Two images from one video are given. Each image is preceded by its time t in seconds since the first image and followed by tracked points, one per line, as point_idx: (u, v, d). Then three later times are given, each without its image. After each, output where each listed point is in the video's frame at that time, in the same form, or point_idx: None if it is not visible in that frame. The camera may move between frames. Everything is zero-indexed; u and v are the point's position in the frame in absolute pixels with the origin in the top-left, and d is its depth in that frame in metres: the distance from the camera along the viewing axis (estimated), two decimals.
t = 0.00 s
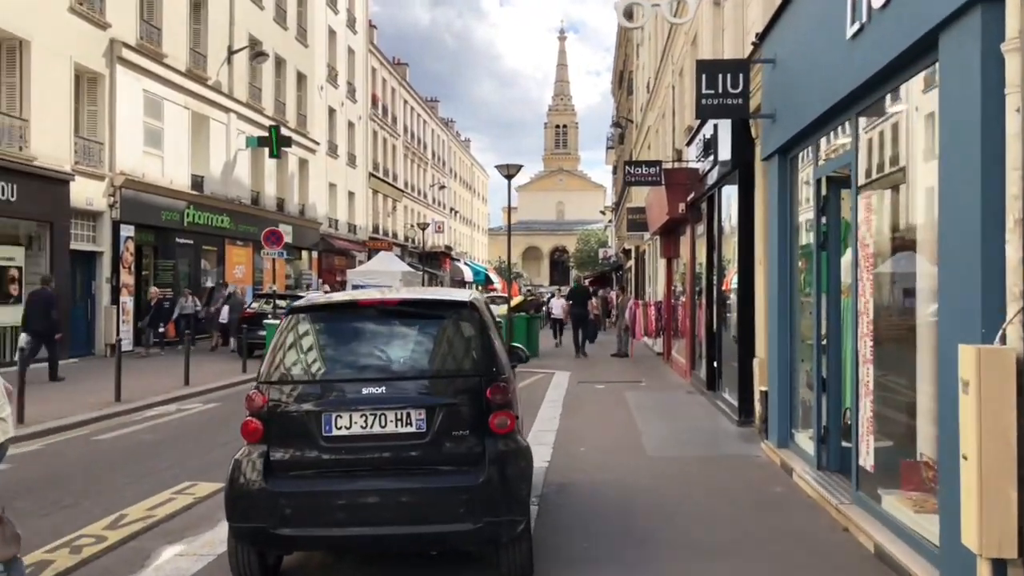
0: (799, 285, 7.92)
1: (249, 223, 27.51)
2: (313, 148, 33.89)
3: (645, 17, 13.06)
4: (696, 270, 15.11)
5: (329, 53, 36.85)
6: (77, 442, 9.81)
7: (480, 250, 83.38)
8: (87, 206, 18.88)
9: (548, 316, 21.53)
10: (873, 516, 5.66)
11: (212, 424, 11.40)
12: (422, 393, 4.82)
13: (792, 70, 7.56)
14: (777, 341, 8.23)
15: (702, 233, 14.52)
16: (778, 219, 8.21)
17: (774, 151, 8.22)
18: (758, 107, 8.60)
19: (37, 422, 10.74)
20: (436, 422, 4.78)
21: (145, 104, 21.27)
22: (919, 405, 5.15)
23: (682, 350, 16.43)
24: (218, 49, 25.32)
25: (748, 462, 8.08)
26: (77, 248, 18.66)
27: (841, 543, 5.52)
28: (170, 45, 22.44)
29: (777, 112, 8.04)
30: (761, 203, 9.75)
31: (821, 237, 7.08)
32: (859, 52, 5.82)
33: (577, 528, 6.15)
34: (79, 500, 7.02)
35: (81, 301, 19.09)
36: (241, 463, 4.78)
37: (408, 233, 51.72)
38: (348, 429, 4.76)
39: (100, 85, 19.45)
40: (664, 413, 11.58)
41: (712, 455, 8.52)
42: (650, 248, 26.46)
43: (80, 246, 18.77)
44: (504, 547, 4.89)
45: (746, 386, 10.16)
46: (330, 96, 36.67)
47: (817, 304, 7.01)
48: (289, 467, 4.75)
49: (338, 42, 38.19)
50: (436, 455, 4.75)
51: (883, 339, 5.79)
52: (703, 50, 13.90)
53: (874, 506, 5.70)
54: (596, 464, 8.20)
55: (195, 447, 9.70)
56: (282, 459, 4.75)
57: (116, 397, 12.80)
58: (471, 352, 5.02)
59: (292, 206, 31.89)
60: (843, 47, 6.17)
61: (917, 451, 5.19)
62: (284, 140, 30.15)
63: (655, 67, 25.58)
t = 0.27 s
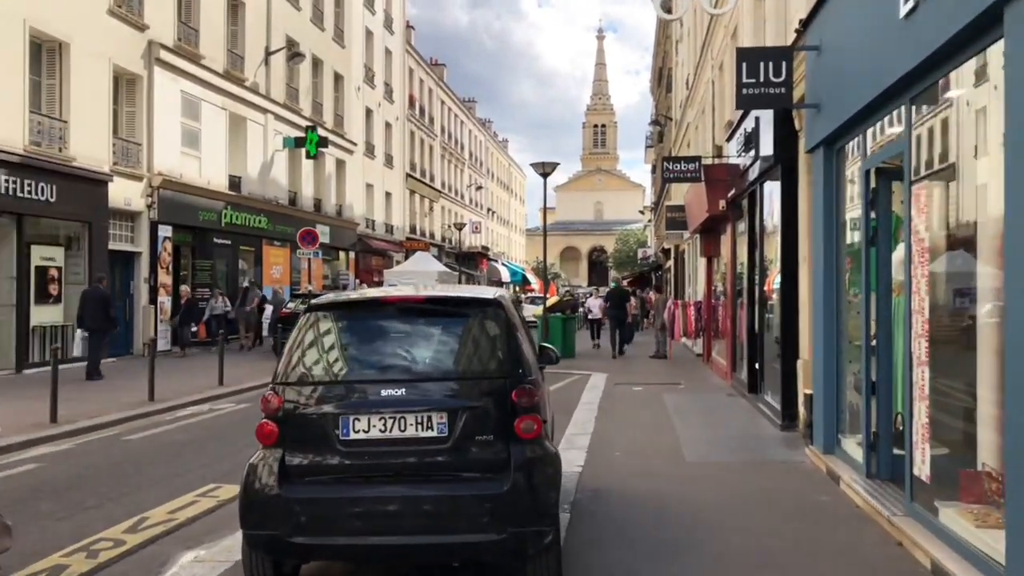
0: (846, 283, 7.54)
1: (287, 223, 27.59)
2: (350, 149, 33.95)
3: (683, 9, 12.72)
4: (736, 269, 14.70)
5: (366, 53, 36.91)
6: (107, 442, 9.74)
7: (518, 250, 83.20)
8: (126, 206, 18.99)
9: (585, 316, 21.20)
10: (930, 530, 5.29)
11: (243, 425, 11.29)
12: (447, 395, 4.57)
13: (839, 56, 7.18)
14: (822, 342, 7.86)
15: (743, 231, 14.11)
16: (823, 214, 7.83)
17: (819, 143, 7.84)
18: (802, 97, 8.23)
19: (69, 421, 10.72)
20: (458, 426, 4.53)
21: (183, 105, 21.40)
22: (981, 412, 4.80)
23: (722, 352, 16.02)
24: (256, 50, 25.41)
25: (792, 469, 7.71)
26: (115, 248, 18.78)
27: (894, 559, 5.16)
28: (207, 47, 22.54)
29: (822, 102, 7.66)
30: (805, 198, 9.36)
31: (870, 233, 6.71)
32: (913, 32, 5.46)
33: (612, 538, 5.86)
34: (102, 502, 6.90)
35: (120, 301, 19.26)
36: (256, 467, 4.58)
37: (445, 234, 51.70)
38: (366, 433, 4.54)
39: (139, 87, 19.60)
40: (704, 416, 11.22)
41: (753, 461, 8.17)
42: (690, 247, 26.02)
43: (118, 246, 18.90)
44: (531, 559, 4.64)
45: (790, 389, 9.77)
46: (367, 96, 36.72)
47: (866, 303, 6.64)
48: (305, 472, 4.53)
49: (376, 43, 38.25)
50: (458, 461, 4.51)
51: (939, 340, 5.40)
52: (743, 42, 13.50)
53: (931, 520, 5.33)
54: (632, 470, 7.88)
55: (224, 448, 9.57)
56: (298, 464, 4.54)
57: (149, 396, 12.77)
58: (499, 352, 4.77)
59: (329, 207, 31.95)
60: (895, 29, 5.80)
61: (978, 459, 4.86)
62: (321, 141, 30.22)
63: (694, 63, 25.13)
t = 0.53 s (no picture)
0: (894, 282, 7.09)
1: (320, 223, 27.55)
2: (384, 148, 33.86)
3: None
4: (776, 267, 14.23)
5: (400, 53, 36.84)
6: (130, 444, 9.60)
7: (553, 249, 82.84)
8: (158, 206, 19.00)
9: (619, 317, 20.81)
10: (991, 553, 4.86)
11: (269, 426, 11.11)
12: (465, 402, 4.28)
13: (886, 40, 6.75)
14: (868, 345, 7.42)
15: (783, 228, 13.65)
16: (869, 209, 7.38)
17: (865, 133, 7.40)
18: (847, 85, 7.78)
19: (95, 422, 10.62)
20: (473, 437, 4.23)
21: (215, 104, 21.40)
22: None
23: (761, 353, 15.54)
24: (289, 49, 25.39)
25: (836, 479, 7.28)
26: (147, 248, 18.81)
27: None
28: (240, 46, 22.54)
29: (867, 89, 7.22)
30: (850, 193, 8.90)
31: (921, 228, 6.27)
32: (969, 8, 5.03)
33: (643, 553, 5.51)
34: (116, 508, 6.70)
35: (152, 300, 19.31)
36: (259, 479, 4.30)
37: (480, 233, 51.52)
38: (376, 443, 4.25)
39: (171, 86, 19.62)
40: (742, 421, 10.80)
41: (794, 470, 7.76)
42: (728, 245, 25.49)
43: (150, 246, 18.91)
44: None
45: (833, 394, 9.31)
46: (401, 95, 36.64)
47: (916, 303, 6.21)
48: (312, 484, 4.25)
49: (410, 42, 38.16)
50: (474, 474, 4.20)
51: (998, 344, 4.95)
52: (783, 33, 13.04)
53: (992, 542, 4.89)
54: (665, 479, 7.51)
55: (247, 451, 9.38)
56: (303, 475, 4.26)
57: (177, 397, 12.67)
58: (520, 356, 4.46)
59: (363, 206, 31.89)
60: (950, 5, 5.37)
61: None
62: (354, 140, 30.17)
63: (732, 57, 24.60)
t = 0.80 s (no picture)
0: (919, 282, 6.79)
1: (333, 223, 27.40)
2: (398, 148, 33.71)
3: None
4: (794, 267, 13.90)
5: (414, 52, 36.67)
6: (132, 447, 9.42)
7: (568, 250, 82.63)
8: (169, 206, 18.87)
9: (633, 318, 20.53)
10: None
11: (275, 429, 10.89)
12: (467, 409, 4.04)
13: (912, 29, 6.45)
14: (892, 349, 7.12)
15: (801, 227, 13.32)
16: (893, 206, 7.08)
17: (889, 127, 7.10)
18: (869, 78, 7.48)
19: (99, 424, 10.45)
20: (472, 447, 3.99)
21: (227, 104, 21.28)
22: None
23: (778, 355, 15.21)
24: (302, 48, 25.27)
25: (859, 490, 6.97)
26: (158, 248, 18.70)
27: None
28: (252, 45, 22.41)
29: (891, 82, 6.93)
30: (872, 191, 8.59)
31: (949, 226, 5.98)
32: None
33: (654, 567, 5.24)
34: (111, 514, 6.50)
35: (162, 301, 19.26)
36: (247, 489, 4.08)
37: (494, 233, 51.33)
38: (369, 453, 4.01)
39: (183, 86, 19.47)
40: (758, 426, 10.49)
41: (813, 478, 7.47)
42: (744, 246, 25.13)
43: (160, 246, 18.79)
44: None
45: (853, 398, 9.01)
46: (414, 95, 36.47)
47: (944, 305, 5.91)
48: (302, 496, 4.03)
49: (424, 41, 38.00)
50: (472, 487, 3.96)
51: None
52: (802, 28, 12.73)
53: None
54: (679, 488, 7.23)
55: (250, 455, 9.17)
56: (293, 486, 4.03)
57: (183, 399, 12.50)
58: (525, 362, 4.22)
59: (376, 206, 31.74)
60: None
61: None
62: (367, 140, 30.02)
63: (749, 55, 24.26)
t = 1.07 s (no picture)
0: (935, 278, 6.43)
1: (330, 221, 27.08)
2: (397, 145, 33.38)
3: None
4: (800, 265, 13.54)
5: (414, 49, 36.35)
6: (115, 451, 9.10)
7: (570, 250, 82.29)
8: (161, 203, 18.54)
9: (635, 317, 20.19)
10: None
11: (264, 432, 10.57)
12: (453, 416, 3.69)
13: (928, 10, 6.09)
14: (905, 349, 6.76)
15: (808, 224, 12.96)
16: (906, 199, 6.73)
17: (903, 115, 6.74)
18: (882, 64, 7.13)
19: (82, 427, 10.14)
20: (456, 458, 3.64)
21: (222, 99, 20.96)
22: None
23: (784, 356, 14.85)
24: (299, 44, 24.94)
25: (871, 498, 6.62)
26: (150, 246, 18.40)
27: None
28: (247, 40, 22.08)
29: (906, 67, 6.56)
30: (885, 184, 8.23)
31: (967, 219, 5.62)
32: None
33: None
34: (83, 524, 6.17)
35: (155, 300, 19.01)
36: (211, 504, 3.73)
37: (494, 232, 51.00)
38: (343, 464, 3.67)
39: (176, 81, 19.14)
40: (765, 428, 10.14)
41: (822, 485, 7.12)
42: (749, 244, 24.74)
43: (152, 244, 18.46)
44: None
45: (864, 401, 8.65)
46: (414, 92, 36.15)
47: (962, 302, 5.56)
48: (271, 511, 3.68)
49: (424, 38, 37.68)
50: (456, 501, 3.62)
51: None
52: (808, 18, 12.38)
53: None
54: (682, 496, 6.89)
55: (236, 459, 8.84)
56: (261, 500, 3.69)
57: (172, 400, 12.18)
58: (517, 364, 3.86)
59: (375, 205, 31.41)
60: None
61: None
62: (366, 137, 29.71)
63: (753, 50, 23.89)
